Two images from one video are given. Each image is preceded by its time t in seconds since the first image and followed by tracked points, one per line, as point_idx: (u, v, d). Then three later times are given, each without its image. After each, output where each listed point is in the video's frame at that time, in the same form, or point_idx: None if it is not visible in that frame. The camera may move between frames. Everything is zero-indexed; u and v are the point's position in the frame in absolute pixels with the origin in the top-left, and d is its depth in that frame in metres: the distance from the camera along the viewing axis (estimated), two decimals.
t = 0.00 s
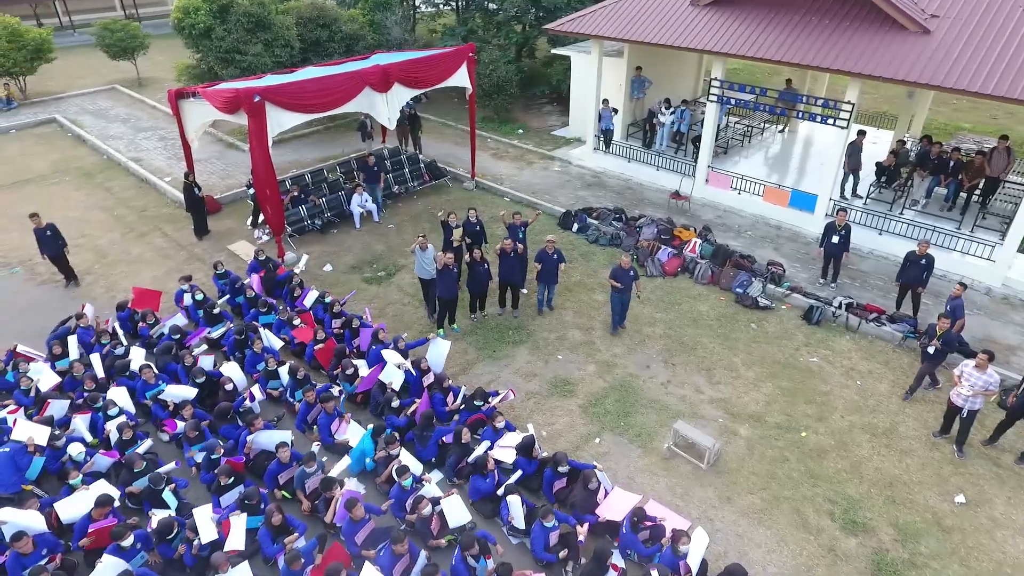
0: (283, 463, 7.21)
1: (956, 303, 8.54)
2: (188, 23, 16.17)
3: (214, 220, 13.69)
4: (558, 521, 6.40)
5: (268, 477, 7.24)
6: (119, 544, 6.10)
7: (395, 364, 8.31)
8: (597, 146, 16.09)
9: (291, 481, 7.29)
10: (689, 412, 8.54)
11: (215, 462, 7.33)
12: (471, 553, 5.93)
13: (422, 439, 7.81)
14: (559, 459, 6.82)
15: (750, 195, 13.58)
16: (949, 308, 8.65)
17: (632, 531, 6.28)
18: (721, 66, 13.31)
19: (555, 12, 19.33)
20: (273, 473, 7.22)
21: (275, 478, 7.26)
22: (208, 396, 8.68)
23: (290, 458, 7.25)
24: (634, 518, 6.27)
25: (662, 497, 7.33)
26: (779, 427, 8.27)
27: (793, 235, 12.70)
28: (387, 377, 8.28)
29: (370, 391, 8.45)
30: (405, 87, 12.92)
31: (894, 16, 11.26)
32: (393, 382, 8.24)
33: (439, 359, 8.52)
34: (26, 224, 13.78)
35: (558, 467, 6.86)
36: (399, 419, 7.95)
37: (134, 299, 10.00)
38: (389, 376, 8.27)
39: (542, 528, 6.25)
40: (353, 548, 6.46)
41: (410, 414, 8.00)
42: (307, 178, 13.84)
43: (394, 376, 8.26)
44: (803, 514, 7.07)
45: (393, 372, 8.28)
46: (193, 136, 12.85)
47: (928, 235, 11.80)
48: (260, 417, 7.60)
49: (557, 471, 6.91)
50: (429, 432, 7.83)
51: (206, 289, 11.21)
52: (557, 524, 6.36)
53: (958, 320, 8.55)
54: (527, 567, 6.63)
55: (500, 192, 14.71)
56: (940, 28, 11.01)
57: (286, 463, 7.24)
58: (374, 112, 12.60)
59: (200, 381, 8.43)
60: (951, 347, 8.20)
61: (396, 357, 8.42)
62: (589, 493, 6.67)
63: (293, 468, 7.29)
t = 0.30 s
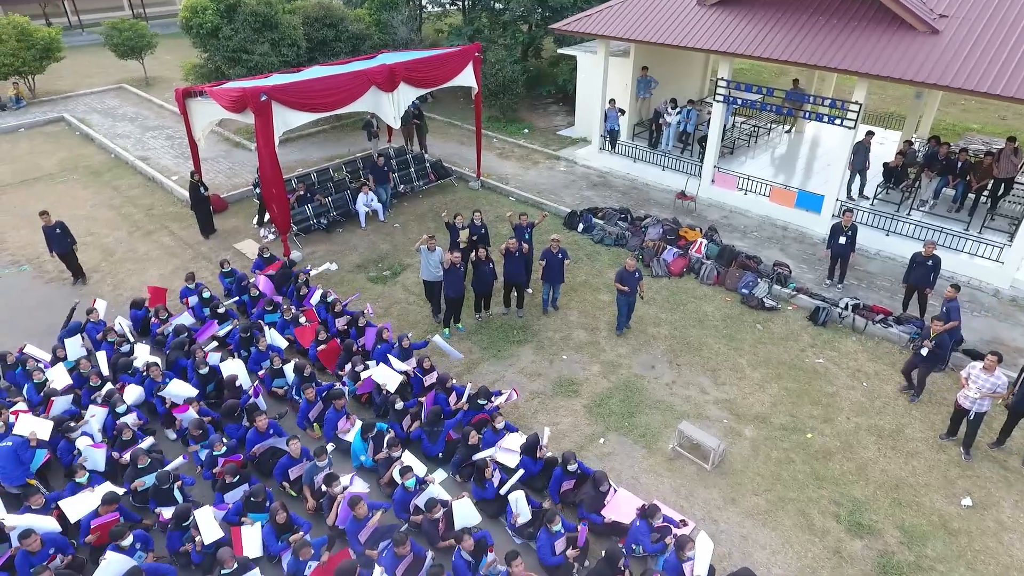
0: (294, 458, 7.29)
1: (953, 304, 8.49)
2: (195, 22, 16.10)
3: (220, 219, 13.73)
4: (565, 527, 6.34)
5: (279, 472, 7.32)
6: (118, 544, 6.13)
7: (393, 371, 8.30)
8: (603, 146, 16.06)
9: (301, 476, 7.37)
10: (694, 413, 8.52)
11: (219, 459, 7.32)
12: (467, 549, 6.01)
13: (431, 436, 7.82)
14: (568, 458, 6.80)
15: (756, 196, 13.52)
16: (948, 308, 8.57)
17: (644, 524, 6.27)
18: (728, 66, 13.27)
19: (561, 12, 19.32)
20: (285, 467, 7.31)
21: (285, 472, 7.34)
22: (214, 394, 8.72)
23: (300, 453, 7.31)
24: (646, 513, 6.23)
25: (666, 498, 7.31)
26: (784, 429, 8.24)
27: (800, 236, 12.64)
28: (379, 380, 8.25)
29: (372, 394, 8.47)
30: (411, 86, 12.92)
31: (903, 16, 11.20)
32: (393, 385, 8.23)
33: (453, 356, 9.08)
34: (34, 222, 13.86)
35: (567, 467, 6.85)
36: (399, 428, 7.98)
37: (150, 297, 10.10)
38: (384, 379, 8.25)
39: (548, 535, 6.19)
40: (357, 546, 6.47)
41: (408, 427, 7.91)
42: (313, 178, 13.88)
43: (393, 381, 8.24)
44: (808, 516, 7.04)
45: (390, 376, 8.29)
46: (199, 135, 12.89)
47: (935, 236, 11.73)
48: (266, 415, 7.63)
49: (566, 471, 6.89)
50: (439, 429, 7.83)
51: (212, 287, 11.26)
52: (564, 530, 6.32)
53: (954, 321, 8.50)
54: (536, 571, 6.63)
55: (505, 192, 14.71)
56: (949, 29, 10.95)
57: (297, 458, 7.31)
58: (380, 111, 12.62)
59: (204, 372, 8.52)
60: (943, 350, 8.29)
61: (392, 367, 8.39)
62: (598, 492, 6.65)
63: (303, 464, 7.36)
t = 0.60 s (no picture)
0: (297, 455, 7.33)
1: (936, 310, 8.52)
2: (200, 22, 16.19)
3: (223, 218, 13.75)
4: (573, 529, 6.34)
5: (281, 470, 7.33)
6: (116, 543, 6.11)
7: (390, 370, 8.44)
8: (606, 146, 16.03)
9: (305, 473, 7.41)
10: (697, 413, 8.50)
11: (223, 459, 7.35)
12: (467, 545, 6.08)
13: (434, 434, 7.86)
14: (578, 459, 6.79)
15: (760, 196, 13.49)
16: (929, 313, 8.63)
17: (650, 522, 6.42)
18: (732, 66, 13.23)
19: (564, 12, 19.31)
20: (287, 464, 7.34)
21: (289, 470, 7.36)
22: (218, 392, 8.71)
23: (303, 451, 7.35)
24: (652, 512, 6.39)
25: (669, 498, 7.29)
26: (787, 429, 8.22)
27: (803, 237, 12.62)
28: (375, 378, 8.38)
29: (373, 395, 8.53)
30: (414, 86, 12.90)
31: (908, 16, 11.16)
32: (390, 382, 8.34)
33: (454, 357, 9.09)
34: (38, 221, 13.89)
35: (576, 467, 6.83)
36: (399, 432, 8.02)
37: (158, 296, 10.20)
38: (381, 376, 8.39)
39: (556, 535, 6.19)
40: (359, 546, 6.48)
41: (405, 429, 7.92)
42: (316, 177, 13.90)
43: (389, 379, 8.36)
44: (812, 517, 7.01)
45: (387, 375, 8.42)
46: (203, 134, 12.90)
47: (939, 237, 11.68)
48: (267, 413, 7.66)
49: (575, 471, 6.88)
50: (442, 425, 7.85)
51: (216, 286, 11.28)
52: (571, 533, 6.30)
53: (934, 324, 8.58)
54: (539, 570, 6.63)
55: (508, 192, 14.71)
56: (954, 29, 10.91)
57: (299, 455, 7.35)
58: (382, 111, 12.60)
59: (212, 367, 8.56)
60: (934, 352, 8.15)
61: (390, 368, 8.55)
62: (605, 495, 6.66)
63: (306, 461, 7.38)
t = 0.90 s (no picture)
0: (296, 450, 7.28)
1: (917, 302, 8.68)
2: (202, 18, 16.16)
3: (225, 214, 13.74)
4: (576, 524, 6.29)
5: (280, 463, 7.32)
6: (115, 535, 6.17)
7: (388, 367, 8.36)
8: (609, 142, 15.97)
9: (303, 468, 7.35)
10: (701, 409, 8.44)
11: (222, 456, 7.29)
12: (470, 538, 6.02)
13: (436, 430, 7.73)
14: (583, 455, 6.73)
15: (764, 193, 13.42)
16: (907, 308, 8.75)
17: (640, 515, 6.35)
18: (735, 63, 13.17)
19: (567, 9, 19.25)
20: (286, 458, 7.31)
21: (287, 464, 7.34)
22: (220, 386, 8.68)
23: (302, 445, 7.29)
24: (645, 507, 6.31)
25: (672, 494, 7.24)
26: (791, 425, 8.16)
27: (807, 233, 12.56)
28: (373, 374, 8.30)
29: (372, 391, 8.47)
30: (416, 81, 12.86)
31: (913, 11, 11.09)
32: (388, 380, 8.23)
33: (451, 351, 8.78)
34: (41, 217, 13.90)
35: (581, 464, 6.77)
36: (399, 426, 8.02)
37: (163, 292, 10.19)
38: (378, 373, 8.29)
39: (559, 527, 6.14)
40: (360, 542, 6.43)
41: (406, 425, 7.91)
42: (318, 174, 13.89)
43: (387, 377, 8.26)
44: (816, 513, 6.96)
45: (385, 372, 8.34)
46: (205, 130, 12.88)
47: (945, 233, 11.60)
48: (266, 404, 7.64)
49: (579, 467, 6.83)
50: (443, 421, 7.74)
51: (217, 282, 11.26)
52: (575, 526, 6.25)
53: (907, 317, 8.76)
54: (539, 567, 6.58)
55: (511, 188, 14.66)
56: (960, 24, 10.83)
57: (298, 449, 7.30)
58: (384, 107, 12.56)
59: (222, 360, 8.54)
60: (924, 344, 8.15)
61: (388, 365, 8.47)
62: (606, 495, 6.58)
63: (305, 455, 7.37)
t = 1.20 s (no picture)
0: (295, 437, 7.19)
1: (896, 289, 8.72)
2: (204, 10, 16.09)
3: (226, 206, 13.66)
4: (571, 512, 6.23)
5: (280, 451, 7.21)
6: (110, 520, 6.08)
7: (387, 356, 8.20)
8: (612, 135, 15.86)
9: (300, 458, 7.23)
10: (705, 398, 8.34)
11: (219, 444, 7.16)
12: (474, 519, 5.96)
13: (436, 419, 7.60)
14: (587, 442, 6.66)
15: (768, 184, 13.29)
16: (886, 296, 8.75)
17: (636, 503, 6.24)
18: (739, 53, 13.05)
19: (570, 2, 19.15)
20: (286, 445, 7.19)
21: (287, 451, 7.22)
22: (219, 374, 8.60)
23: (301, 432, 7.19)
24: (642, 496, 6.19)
25: (676, 483, 7.14)
26: (797, 415, 8.05)
27: (812, 225, 12.43)
28: (372, 363, 8.16)
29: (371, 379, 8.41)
30: (417, 71, 12.77)
31: None
32: (387, 369, 8.09)
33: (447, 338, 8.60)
34: (40, 208, 13.83)
35: (586, 451, 6.71)
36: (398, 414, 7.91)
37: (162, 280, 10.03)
38: (377, 362, 8.14)
39: (553, 516, 6.09)
40: (361, 528, 6.33)
41: (406, 412, 7.83)
42: (319, 165, 13.81)
43: (386, 365, 8.12)
44: (823, 502, 6.85)
45: (384, 361, 8.19)
46: (206, 121, 12.81)
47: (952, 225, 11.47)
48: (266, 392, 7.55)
49: (584, 455, 6.76)
50: (443, 410, 7.60)
51: (217, 271, 11.18)
52: (570, 514, 6.20)
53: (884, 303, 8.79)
54: (540, 556, 6.45)
55: (513, 180, 14.58)
56: (968, 11, 10.71)
57: (297, 436, 7.20)
58: (385, 96, 12.46)
59: (224, 348, 8.42)
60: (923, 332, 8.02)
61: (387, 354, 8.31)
62: (609, 482, 6.44)
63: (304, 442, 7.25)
